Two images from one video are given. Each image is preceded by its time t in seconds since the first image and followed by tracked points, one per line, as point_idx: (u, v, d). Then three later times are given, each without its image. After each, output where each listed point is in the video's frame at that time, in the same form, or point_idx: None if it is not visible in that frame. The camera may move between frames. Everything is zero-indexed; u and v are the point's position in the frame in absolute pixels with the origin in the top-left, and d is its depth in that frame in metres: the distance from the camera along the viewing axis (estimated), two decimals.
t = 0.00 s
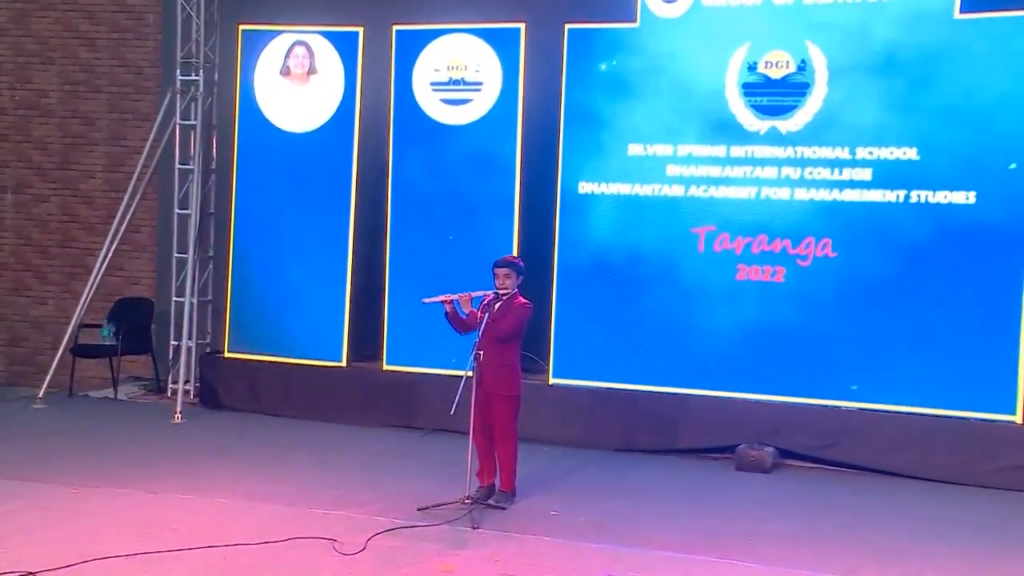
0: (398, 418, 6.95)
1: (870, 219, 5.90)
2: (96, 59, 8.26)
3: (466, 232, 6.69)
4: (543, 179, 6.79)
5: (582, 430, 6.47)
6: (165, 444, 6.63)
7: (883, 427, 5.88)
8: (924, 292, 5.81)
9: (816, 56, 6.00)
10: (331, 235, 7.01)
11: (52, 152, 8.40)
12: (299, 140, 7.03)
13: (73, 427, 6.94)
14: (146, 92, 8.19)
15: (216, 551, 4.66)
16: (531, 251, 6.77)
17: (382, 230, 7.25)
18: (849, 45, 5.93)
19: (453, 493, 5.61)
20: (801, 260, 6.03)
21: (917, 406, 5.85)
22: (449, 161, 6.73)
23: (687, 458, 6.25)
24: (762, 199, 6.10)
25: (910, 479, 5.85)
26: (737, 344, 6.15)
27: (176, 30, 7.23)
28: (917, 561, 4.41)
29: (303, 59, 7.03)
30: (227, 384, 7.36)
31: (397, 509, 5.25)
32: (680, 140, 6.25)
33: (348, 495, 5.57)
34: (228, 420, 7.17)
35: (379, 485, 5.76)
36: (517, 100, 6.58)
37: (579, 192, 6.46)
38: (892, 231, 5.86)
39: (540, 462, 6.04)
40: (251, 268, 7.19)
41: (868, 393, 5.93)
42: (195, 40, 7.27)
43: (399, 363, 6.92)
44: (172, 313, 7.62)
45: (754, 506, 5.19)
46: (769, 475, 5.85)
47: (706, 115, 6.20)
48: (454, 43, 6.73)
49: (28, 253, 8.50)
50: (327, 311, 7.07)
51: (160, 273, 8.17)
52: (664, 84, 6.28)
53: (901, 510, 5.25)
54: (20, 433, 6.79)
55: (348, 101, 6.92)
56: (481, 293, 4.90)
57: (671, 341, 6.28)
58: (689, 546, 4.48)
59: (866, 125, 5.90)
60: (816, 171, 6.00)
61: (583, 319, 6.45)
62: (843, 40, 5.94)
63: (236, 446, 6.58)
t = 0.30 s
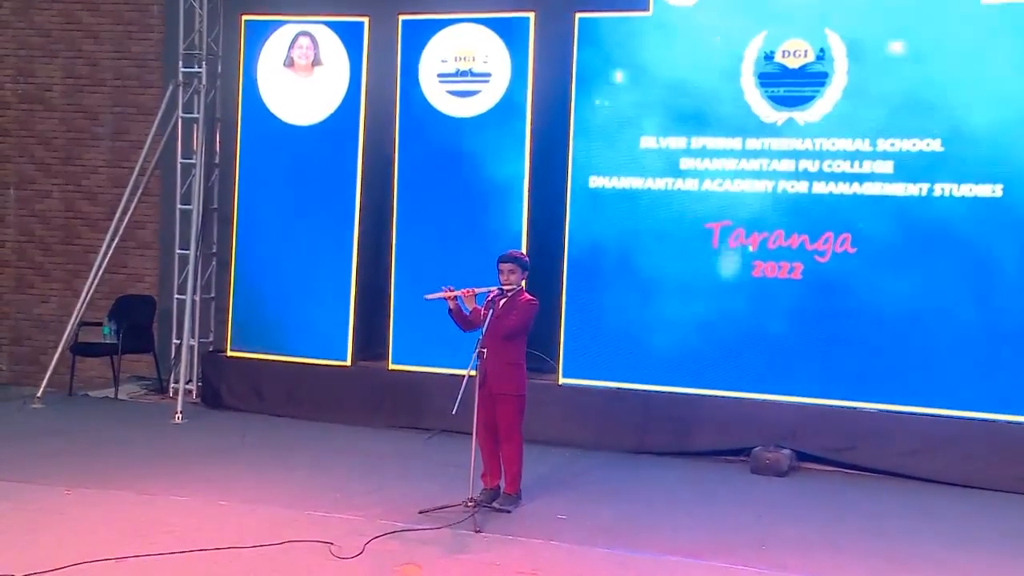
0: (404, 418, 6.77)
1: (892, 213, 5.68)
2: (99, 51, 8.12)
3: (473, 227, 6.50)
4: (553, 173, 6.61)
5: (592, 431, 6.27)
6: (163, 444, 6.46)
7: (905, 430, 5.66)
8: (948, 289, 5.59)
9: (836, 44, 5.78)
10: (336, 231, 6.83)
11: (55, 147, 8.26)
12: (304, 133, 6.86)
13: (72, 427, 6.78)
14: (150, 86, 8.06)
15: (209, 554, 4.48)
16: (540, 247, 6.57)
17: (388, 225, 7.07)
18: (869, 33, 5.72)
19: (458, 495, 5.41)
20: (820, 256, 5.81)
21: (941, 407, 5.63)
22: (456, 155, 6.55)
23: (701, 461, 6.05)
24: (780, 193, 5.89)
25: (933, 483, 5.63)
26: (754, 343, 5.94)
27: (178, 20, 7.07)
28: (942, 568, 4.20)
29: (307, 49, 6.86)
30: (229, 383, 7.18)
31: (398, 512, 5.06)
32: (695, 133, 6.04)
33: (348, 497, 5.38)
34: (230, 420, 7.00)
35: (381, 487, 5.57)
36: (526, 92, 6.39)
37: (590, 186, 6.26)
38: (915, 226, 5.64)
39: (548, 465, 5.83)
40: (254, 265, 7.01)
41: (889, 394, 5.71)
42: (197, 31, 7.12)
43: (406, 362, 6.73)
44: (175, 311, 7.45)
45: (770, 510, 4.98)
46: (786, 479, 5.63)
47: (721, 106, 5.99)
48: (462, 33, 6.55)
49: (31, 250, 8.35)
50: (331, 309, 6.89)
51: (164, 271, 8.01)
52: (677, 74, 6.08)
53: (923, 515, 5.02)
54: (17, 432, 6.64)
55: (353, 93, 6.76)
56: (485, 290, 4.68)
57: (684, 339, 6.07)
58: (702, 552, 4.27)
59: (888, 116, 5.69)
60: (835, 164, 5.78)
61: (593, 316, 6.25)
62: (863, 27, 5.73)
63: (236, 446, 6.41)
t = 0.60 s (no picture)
0: (405, 419, 6.61)
1: (908, 209, 5.50)
2: (99, 44, 7.99)
3: (476, 223, 6.34)
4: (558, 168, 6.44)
5: (598, 433, 6.10)
6: (159, 445, 6.31)
7: (921, 432, 5.48)
8: (966, 287, 5.40)
9: (850, 34, 5.61)
10: (337, 227, 6.68)
11: (55, 142, 8.13)
12: (305, 127, 6.72)
13: (67, 427, 6.64)
14: (150, 80, 7.93)
15: (199, 557, 4.32)
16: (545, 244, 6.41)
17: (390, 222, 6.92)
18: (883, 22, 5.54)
19: (458, 498, 5.25)
20: (833, 253, 5.63)
21: (960, 409, 5.44)
22: (459, 148, 6.39)
23: (710, 464, 5.87)
24: (792, 188, 5.71)
25: (949, 487, 5.44)
26: (764, 343, 5.76)
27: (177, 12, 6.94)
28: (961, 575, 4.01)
29: (308, 41, 6.73)
30: (228, 383, 7.04)
31: (396, 515, 4.90)
32: (704, 126, 5.87)
33: (346, 499, 5.22)
34: (228, 420, 6.85)
35: (379, 489, 5.41)
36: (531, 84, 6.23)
37: (596, 181, 6.09)
38: (932, 221, 5.46)
39: (552, 466, 5.66)
40: (253, 261, 6.86)
41: (904, 395, 5.53)
42: (197, 23, 6.99)
43: (408, 361, 6.56)
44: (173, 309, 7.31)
45: (781, 514, 4.80)
46: (797, 482, 5.45)
47: (731, 98, 5.82)
48: (466, 24, 6.40)
49: (30, 247, 8.22)
50: (331, 307, 6.73)
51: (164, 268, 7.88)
52: (686, 65, 5.90)
53: (941, 520, 4.84)
54: (11, 432, 6.50)
55: (355, 86, 6.62)
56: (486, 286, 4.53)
57: (693, 338, 5.89)
58: (710, 556, 4.10)
59: (903, 109, 5.51)
60: (849, 158, 5.60)
61: (599, 315, 6.08)
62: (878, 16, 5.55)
63: (233, 447, 6.26)
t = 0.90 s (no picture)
0: (406, 420, 6.43)
1: (925, 204, 5.29)
2: (97, 37, 7.85)
3: (479, 218, 6.16)
4: (563, 163, 6.26)
5: (604, 435, 5.91)
6: (152, 447, 6.14)
7: (939, 435, 5.27)
8: (987, 285, 5.19)
9: (865, 23, 5.41)
10: (337, 223, 6.51)
11: (52, 137, 7.98)
12: (303, 121, 6.56)
13: (59, 428, 6.48)
14: (149, 73, 7.78)
15: (184, 563, 4.14)
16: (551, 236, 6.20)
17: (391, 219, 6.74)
18: (899, 10, 5.34)
19: (458, 501, 5.06)
20: (848, 250, 5.43)
21: (982, 412, 5.22)
22: (461, 142, 6.21)
23: (719, 467, 5.67)
24: (804, 183, 5.51)
25: (968, 492, 5.23)
26: (776, 343, 5.56)
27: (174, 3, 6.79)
28: None
29: (308, 31, 6.57)
30: (225, 383, 6.87)
31: (392, 519, 4.72)
32: (714, 119, 5.68)
33: (340, 502, 5.04)
34: (225, 422, 6.68)
35: (376, 491, 5.23)
36: (535, 76, 6.05)
37: (602, 176, 5.90)
38: (951, 216, 5.25)
39: (555, 470, 5.47)
40: (251, 259, 6.70)
41: (922, 398, 5.32)
42: (194, 14, 6.84)
43: (409, 361, 6.38)
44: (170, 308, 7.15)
45: (792, 520, 4.60)
46: (810, 487, 5.25)
47: (742, 90, 5.63)
48: (469, 14, 6.23)
49: (27, 245, 8.07)
50: (331, 305, 6.56)
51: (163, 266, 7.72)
52: (694, 55, 5.71)
53: (959, 527, 4.63)
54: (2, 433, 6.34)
55: (356, 79, 6.46)
56: (484, 283, 4.33)
57: (703, 337, 5.70)
58: (717, 564, 3.90)
59: (921, 99, 5.30)
60: (864, 151, 5.40)
61: (605, 314, 5.89)
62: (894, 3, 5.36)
63: (228, 449, 6.09)
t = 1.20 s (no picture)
0: (405, 422, 6.28)
1: (940, 199, 5.12)
2: (95, 31, 7.73)
3: (481, 215, 6.01)
4: (567, 159, 6.11)
5: (608, 438, 5.75)
6: (145, 448, 6.00)
7: (954, 439, 5.09)
8: (1004, 283, 5.01)
9: (877, 14, 5.25)
10: (336, 220, 6.36)
11: (50, 133, 7.86)
12: (300, 115, 6.42)
13: (51, 429, 6.34)
14: (147, 68, 7.65)
15: (170, 568, 3.99)
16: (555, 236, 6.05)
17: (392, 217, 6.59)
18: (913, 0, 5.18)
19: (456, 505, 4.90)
20: (859, 247, 5.26)
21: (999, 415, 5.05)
22: (462, 136, 6.06)
23: (727, 471, 5.51)
24: (815, 178, 5.34)
25: (984, 498, 5.05)
26: (785, 343, 5.39)
27: None
28: None
29: (305, 24, 6.45)
30: (221, 384, 6.73)
31: (387, 523, 4.56)
32: (721, 113, 5.52)
33: (335, 506, 4.89)
34: (221, 424, 6.54)
35: (373, 495, 5.08)
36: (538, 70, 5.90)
37: (607, 172, 5.75)
38: (966, 213, 5.08)
39: (557, 473, 5.31)
40: (248, 256, 6.56)
41: (936, 400, 5.14)
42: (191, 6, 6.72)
43: (409, 362, 6.23)
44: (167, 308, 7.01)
45: (801, 526, 4.43)
46: (820, 492, 5.08)
47: (751, 82, 5.47)
48: (471, 6, 6.09)
49: (24, 243, 7.95)
50: (330, 305, 6.41)
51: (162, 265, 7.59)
52: (700, 46, 5.56)
53: (974, 534, 4.46)
54: None
55: (355, 73, 6.32)
56: (483, 281, 4.15)
57: (710, 338, 5.53)
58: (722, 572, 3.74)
59: (936, 92, 5.13)
60: (876, 146, 5.23)
61: (609, 314, 5.73)
62: None
63: (223, 451, 5.94)
